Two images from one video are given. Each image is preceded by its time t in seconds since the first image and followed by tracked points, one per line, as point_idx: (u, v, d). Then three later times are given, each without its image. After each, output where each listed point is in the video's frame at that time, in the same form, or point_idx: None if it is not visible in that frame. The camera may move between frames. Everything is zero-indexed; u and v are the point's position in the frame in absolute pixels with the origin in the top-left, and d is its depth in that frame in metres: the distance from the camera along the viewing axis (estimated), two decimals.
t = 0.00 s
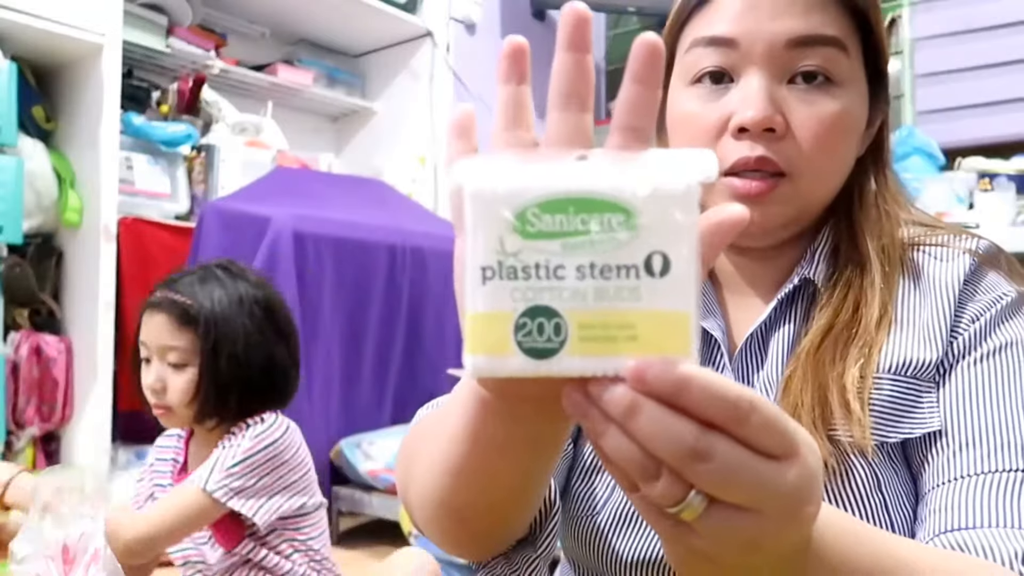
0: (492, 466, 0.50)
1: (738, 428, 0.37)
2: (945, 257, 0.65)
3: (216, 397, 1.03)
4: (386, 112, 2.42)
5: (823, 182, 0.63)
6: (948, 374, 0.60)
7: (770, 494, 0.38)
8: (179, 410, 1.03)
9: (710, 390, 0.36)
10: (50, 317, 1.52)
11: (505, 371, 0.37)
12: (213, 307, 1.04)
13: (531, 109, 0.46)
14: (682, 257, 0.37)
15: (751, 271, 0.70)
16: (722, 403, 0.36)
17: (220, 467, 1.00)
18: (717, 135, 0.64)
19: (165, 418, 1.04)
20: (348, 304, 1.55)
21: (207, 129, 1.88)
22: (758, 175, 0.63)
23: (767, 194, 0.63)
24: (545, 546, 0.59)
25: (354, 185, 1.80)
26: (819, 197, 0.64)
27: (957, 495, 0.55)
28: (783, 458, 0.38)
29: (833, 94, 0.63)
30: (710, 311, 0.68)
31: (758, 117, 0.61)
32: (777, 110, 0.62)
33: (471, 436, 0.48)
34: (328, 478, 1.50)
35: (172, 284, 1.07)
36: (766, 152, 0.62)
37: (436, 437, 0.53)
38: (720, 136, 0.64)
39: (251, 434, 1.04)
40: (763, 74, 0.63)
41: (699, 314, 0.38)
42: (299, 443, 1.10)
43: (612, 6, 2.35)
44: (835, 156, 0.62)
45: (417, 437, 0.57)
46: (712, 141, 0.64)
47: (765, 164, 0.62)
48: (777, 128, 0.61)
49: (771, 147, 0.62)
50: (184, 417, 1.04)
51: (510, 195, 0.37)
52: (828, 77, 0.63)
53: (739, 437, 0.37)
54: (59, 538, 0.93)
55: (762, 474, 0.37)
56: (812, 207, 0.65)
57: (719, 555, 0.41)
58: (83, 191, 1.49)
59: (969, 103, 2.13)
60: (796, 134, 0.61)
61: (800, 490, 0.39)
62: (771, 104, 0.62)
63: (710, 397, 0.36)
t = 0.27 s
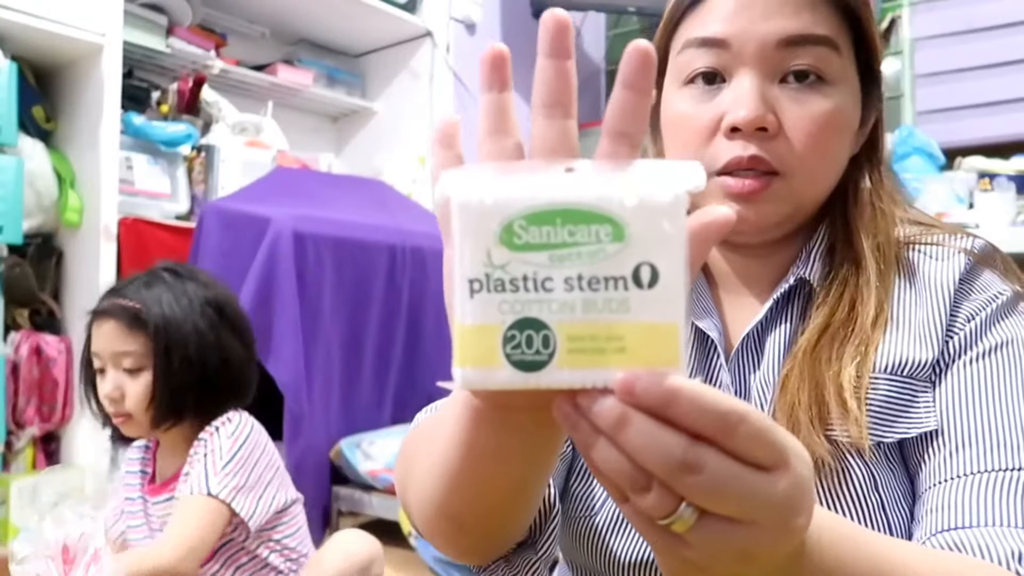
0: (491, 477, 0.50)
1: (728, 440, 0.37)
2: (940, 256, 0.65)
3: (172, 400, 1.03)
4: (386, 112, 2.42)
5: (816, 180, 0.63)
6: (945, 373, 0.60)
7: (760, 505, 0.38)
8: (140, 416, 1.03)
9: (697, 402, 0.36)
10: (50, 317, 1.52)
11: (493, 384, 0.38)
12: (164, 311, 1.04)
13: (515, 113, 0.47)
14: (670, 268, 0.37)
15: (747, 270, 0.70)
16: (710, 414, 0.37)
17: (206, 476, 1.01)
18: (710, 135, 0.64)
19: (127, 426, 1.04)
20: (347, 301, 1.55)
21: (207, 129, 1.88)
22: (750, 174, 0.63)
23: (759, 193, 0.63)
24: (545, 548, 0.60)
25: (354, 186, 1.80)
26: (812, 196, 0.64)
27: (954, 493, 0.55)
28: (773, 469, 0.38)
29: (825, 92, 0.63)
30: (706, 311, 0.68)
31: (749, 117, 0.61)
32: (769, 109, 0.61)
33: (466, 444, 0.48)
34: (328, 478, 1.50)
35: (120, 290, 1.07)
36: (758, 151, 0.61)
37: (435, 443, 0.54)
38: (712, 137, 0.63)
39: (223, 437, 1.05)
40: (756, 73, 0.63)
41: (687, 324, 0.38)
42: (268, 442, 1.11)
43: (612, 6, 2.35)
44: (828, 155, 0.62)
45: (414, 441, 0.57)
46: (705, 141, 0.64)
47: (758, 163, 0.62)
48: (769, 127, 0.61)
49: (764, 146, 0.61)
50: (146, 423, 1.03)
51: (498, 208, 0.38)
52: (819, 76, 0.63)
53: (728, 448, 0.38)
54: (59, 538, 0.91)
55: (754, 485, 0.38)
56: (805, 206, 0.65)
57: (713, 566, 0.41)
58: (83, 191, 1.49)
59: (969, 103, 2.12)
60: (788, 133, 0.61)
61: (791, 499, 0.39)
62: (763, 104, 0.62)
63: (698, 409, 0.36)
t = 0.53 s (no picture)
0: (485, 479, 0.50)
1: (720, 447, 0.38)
2: (935, 254, 0.65)
3: (178, 399, 1.03)
4: (386, 112, 2.42)
5: (806, 178, 0.63)
6: (940, 371, 0.60)
7: (755, 514, 0.38)
8: (146, 415, 1.03)
9: (685, 410, 0.37)
10: (50, 317, 1.52)
11: (485, 393, 0.38)
12: (169, 311, 1.04)
13: (509, 123, 0.47)
14: (659, 275, 0.37)
15: (744, 271, 0.70)
16: (698, 422, 0.37)
17: (217, 479, 0.99)
18: (699, 137, 0.64)
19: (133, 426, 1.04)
20: (347, 300, 1.55)
21: (207, 129, 1.88)
22: (739, 173, 0.63)
23: (748, 193, 0.63)
24: (545, 552, 0.59)
25: (354, 186, 1.80)
26: (801, 194, 0.64)
27: (951, 492, 0.55)
28: (768, 474, 0.38)
29: (812, 91, 0.62)
30: (702, 311, 0.68)
31: (735, 117, 0.61)
32: (755, 108, 0.61)
33: (462, 443, 0.48)
34: (328, 478, 1.50)
35: (128, 291, 1.08)
36: (745, 151, 0.61)
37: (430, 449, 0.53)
38: (701, 139, 0.64)
39: (229, 441, 1.03)
40: (740, 73, 0.63)
41: (677, 330, 0.38)
42: (274, 448, 1.09)
43: (612, 5, 2.35)
44: (815, 153, 0.62)
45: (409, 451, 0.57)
46: (694, 144, 0.64)
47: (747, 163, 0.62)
48: (755, 126, 0.61)
49: (749, 146, 0.61)
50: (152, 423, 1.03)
51: (489, 217, 0.38)
52: (804, 74, 0.63)
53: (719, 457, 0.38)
54: (59, 538, 0.93)
55: (746, 491, 0.38)
56: (796, 205, 0.65)
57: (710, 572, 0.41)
58: (83, 191, 1.49)
59: (968, 103, 2.12)
60: (775, 132, 0.61)
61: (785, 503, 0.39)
62: (748, 103, 0.62)
63: (684, 418, 0.36)
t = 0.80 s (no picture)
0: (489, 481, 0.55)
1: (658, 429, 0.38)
2: (936, 253, 0.65)
3: (211, 402, 1.03)
4: (386, 112, 2.42)
5: (723, 189, 0.64)
6: (946, 374, 0.60)
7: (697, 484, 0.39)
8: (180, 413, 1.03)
9: (614, 396, 0.38)
10: (50, 317, 1.51)
11: (478, 395, 0.41)
12: (210, 312, 1.04)
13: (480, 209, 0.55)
14: (599, 281, 0.44)
15: (726, 280, 0.72)
16: (632, 408, 0.38)
17: (247, 478, 0.99)
18: (625, 167, 0.67)
19: (164, 422, 1.04)
20: (347, 302, 1.55)
21: (207, 128, 1.88)
22: (661, 197, 0.65)
23: (669, 213, 0.65)
24: None
25: (354, 187, 1.80)
26: (732, 203, 0.65)
27: (962, 495, 0.55)
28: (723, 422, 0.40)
29: (704, 101, 0.64)
30: (686, 316, 0.70)
31: (636, 145, 0.65)
32: (653, 133, 0.64)
33: (481, 459, 0.55)
34: (328, 478, 1.50)
35: (165, 289, 1.07)
36: (653, 176, 0.65)
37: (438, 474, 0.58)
38: (625, 169, 0.67)
39: (255, 438, 1.02)
40: (645, 100, 0.66)
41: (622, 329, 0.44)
42: (296, 447, 1.08)
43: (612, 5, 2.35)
44: (725, 165, 0.64)
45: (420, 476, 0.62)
46: (624, 174, 0.68)
47: (660, 185, 0.65)
48: (651, 149, 0.64)
49: (654, 169, 0.65)
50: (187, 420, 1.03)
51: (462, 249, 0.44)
52: (700, 85, 0.64)
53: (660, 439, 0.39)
54: (59, 538, 0.93)
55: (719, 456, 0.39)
56: (737, 214, 0.66)
57: (687, 548, 0.42)
58: (83, 191, 1.49)
59: (968, 103, 2.12)
60: (670, 153, 0.64)
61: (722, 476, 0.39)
62: (651, 132, 0.64)
63: (615, 404, 0.38)
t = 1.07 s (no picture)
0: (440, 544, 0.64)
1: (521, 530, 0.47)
2: (898, 248, 0.60)
3: (244, 409, 1.04)
4: (386, 112, 2.42)
5: (633, 220, 0.62)
6: (907, 373, 0.57)
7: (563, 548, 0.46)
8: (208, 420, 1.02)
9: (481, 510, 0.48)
10: (50, 317, 1.51)
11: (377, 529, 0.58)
12: (237, 319, 1.04)
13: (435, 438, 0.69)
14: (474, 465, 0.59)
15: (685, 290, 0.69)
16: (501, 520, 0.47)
17: (292, 473, 1.00)
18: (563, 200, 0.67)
19: (189, 428, 1.03)
20: (348, 302, 1.55)
21: (207, 129, 1.87)
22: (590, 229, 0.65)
23: (596, 244, 0.65)
24: None
25: (355, 187, 1.80)
26: (655, 226, 0.63)
27: (947, 499, 0.53)
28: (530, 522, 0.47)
29: (611, 135, 0.61)
30: (640, 327, 0.68)
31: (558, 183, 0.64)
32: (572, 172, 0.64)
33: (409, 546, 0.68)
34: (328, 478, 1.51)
35: (187, 296, 1.06)
36: (576, 212, 0.64)
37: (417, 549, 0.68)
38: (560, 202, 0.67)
39: (292, 438, 1.04)
40: (564, 137, 0.65)
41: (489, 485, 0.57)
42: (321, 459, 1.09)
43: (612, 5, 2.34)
44: (640, 192, 0.62)
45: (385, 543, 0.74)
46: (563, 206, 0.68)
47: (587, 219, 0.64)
48: (571, 187, 0.64)
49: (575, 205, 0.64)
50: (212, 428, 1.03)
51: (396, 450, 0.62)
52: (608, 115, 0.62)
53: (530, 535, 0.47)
54: (59, 538, 0.93)
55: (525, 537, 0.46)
56: (665, 233, 0.64)
57: None
58: (83, 191, 1.49)
59: (968, 103, 2.12)
60: (585, 189, 0.63)
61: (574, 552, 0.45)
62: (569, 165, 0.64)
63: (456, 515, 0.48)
